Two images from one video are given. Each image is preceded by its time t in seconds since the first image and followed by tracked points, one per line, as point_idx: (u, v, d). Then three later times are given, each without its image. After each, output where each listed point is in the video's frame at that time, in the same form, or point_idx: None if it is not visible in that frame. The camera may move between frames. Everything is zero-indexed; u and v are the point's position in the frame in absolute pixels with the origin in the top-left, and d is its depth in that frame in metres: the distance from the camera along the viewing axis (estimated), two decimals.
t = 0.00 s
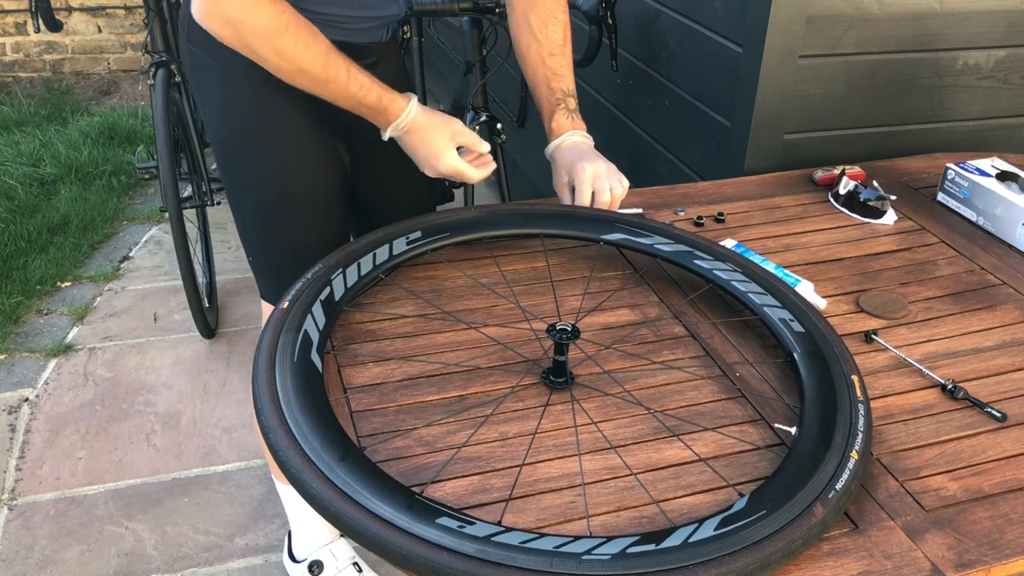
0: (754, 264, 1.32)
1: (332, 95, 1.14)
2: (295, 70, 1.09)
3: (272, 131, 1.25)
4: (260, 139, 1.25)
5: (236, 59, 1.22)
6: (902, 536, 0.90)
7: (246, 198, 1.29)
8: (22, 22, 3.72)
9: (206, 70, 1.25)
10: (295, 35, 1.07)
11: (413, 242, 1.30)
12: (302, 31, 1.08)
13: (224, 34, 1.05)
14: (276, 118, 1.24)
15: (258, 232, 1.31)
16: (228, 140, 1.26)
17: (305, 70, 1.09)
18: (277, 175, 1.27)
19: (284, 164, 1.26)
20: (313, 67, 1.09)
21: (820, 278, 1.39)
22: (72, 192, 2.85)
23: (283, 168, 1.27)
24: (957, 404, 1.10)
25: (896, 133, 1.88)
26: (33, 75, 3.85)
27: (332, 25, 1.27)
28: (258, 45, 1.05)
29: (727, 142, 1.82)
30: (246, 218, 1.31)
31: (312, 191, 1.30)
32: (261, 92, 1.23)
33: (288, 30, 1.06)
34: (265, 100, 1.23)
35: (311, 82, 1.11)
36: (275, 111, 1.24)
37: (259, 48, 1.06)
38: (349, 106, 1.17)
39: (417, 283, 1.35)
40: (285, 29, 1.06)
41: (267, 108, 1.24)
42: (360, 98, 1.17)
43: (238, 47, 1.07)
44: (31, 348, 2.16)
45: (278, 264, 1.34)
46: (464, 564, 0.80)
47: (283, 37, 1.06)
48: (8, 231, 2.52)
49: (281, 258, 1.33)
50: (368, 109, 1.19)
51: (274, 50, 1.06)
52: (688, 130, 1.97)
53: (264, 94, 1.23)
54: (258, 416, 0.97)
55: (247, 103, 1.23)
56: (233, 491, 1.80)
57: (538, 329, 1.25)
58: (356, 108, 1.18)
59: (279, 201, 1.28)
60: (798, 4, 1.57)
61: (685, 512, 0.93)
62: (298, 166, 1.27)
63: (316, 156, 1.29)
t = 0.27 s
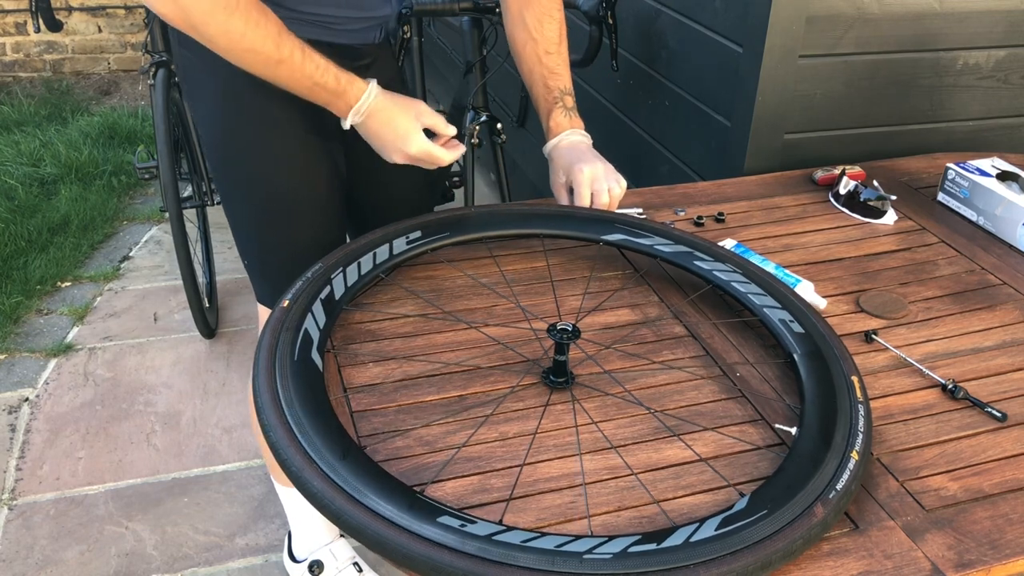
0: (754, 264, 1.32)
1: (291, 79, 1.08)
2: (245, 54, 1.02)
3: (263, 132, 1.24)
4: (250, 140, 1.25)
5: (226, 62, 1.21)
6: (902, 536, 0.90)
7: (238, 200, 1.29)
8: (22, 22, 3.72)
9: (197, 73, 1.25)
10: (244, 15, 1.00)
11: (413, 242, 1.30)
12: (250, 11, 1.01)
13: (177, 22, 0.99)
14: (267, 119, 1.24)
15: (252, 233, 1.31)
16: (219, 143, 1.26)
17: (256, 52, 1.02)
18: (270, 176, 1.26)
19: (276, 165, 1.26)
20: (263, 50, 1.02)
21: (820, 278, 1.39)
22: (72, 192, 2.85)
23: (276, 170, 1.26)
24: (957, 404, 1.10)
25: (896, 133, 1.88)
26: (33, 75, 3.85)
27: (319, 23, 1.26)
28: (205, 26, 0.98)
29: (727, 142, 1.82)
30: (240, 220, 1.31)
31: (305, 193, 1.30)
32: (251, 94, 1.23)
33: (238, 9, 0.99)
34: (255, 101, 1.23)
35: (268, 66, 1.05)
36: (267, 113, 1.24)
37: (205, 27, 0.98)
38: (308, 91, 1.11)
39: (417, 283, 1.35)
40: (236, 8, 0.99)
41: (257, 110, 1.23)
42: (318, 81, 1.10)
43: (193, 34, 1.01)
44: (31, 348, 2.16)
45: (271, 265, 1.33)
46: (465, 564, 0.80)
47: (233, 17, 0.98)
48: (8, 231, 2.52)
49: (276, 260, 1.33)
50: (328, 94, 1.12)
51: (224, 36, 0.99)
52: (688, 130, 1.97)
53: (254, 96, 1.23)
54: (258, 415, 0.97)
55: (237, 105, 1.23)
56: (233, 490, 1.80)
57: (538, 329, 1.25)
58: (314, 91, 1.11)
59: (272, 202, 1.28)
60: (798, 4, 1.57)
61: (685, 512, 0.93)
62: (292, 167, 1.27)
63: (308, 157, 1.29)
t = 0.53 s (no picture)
0: (754, 264, 1.32)
1: (274, 70, 1.05)
2: (226, 41, 0.99)
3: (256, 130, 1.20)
4: (243, 140, 1.20)
5: (215, 58, 1.18)
6: (902, 536, 0.90)
7: (231, 205, 1.23)
8: (22, 22, 3.72)
9: (183, 74, 1.21)
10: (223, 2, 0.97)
11: (413, 242, 1.30)
12: None
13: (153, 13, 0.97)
14: (259, 117, 1.20)
15: (247, 239, 1.24)
16: (210, 145, 1.21)
17: (236, 38, 0.99)
18: (264, 177, 1.21)
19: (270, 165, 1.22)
20: (244, 36, 0.99)
21: (820, 278, 1.39)
22: (72, 192, 2.85)
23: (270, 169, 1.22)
24: (957, 404, 1.10)
25: (896, 133, 1.88)
26: (33, 75, 3.85)
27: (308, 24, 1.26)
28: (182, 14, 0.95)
29: (727, 142, 1.82)
30: (234, 227, 1.24)
31: (301, 195, 1.25)
32: (242, 92, 1.19)
33: None
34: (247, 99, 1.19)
35: (247, 57, 1.02)
36: (259, 111, 1.20)
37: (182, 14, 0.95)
38: (294, 79, 1.08)
39: (417, 284, 1.35)
40: None
41: (249, 108, 1.19)
42: (305, 69, 1.07)
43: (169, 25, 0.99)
44: (31, 348, 2.16)
45: (269, 274, 1.27)
46: (465, 564, 0.80)
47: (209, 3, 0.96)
48: (8, 231, 2.52)
49: (274, 267, 1.26)
50: (316, 82, 1.10)
51: (202, 23, 0.96)
52: (688, 130, 1.97)
53: (244, 93, 1.19)
54: (258, 416, 0.97)
55: (228, 103, 1.19)
56: (233, 490, 1.80)
57: (538, 329, 1.25)
58: (301, 77, 1.08)
59: (267, 205, 1.22)
60: (798, 4, 1.57)
61: (685, 512, 0.93)
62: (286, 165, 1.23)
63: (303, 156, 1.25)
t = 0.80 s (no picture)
0: (755, 264, 1.32)
1: (268, 55, 1.00)
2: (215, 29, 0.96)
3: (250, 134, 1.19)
4: (239, 145, 1.19)
5: (208, 60, 1.16)
6: (902, 536, 0.90)
7: (226, 209, 1.22)
8: (22, 22, 3.72)
9: (177, 76, 1.20)
10: None
11: (413, 243, 1.30)
12: None
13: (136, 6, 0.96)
14: (254, 121, 1.18)
15: (242, 244, 1.24)
16: (205, 149, 1.20)
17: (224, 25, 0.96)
18: (259, 181, 1.20)
19: (265, 170, 1.20)
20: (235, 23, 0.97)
21: (820, 278, 1.39)
22: (72, 192, 2.85)
23: (265, 174, 1.20)
24: (957, 404, 1.10)
25: (896, 133, 1.88)
26: (33, 75, 3.85)
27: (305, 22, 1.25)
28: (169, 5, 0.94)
29: (728, 142, 1.82)
30: (229, 231, 1.24)
31: (297, 199, 1.24)
32: (238, 96, 1.17)
33: None
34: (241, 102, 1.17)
35: (237, 40, 0.98)
36: (254, 115, 1.18)
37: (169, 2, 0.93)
38: (292, 68, 1.03)
39: (417, 284, 1.35)
40: None
41: (244, 111, 1.18)
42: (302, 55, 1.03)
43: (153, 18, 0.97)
44: (32, 348, 2.16)
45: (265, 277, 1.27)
46: (464, 564, 0.80)
47: None
48: (8, 231, 2.52)
49: (270, 271, 1.26)
50: (318, 72, 1.05)
51: (186, 3, 0.94)
52: (688, 130, 1.96)
53: (239, 97, 1.17)
54: (258, 417, 0.97)
55: (222, 107, 1.17)
56: (233, 490, 1.80)
57: (538, 329, 1.25)
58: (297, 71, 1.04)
59: (263, 210, 1.22)
60: (798, 4, 1.57)
61: (685, 512, 0.93)
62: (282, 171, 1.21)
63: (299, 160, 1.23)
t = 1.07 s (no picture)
0: (755, 264, 1.32)
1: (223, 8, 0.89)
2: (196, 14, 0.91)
3: (248, 142, 1.18)
4: (235, 149, 1.18)
5: (203, 63, 1.14)
6: (902, 536, 0.90)
7: (223, 215, 1.23)
8: (22, 22, 3.72)
9: (173, 78, 1.17)
10: None
11: (413, 243, 1.30)
12: None
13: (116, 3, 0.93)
14: (252, 129, 1.17)
15: (239, 248, 1.25)
16: (200, 152, 1.19)
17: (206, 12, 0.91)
18: (256, 189, 1.21)
19: (263, 178, 1.20)
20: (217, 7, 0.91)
21: (820, 278, 1.39)
22: (72, 192, 2.85)
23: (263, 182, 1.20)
24: (957, 404, 1.10)
25: (896, 133, 1.88)
26: (33, 75, 3.85)
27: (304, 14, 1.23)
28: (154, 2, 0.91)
29: (728, 142, 1.82)
30: (224, 234, 1.25)
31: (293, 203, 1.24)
32: (233, 100, 1.15)
33: None
34: (240, 111, 1.16)
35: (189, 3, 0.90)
36: (252, 123, 1.17)
37: None
38: (246, 11, 0.90)
39: (416, 284, 1.35)
40: None
41: (240, 115, 1.16)
42: None
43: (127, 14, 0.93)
44: (32, 348, 2.16)
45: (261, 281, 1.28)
46: (464, 564, 0.80)
47: None
48: (8, 231, 2.52)
49: (266, 272, 1.27)
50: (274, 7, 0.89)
51: None
52: (688, 130, 1.96)
53: (235, 101, 1.15)
54: (258, 417, 0.97)
55: (220, 114, 1.16)
56: (232, 490, 1.80)
57: (538, 329, 1.25)
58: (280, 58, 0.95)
59: (260, 216, 1.22)
60: (798, 4, 1.57)
61: (686, 512, 0.93)
62: (280, 179, 1.21)
63: (298, 165, 1.22)
